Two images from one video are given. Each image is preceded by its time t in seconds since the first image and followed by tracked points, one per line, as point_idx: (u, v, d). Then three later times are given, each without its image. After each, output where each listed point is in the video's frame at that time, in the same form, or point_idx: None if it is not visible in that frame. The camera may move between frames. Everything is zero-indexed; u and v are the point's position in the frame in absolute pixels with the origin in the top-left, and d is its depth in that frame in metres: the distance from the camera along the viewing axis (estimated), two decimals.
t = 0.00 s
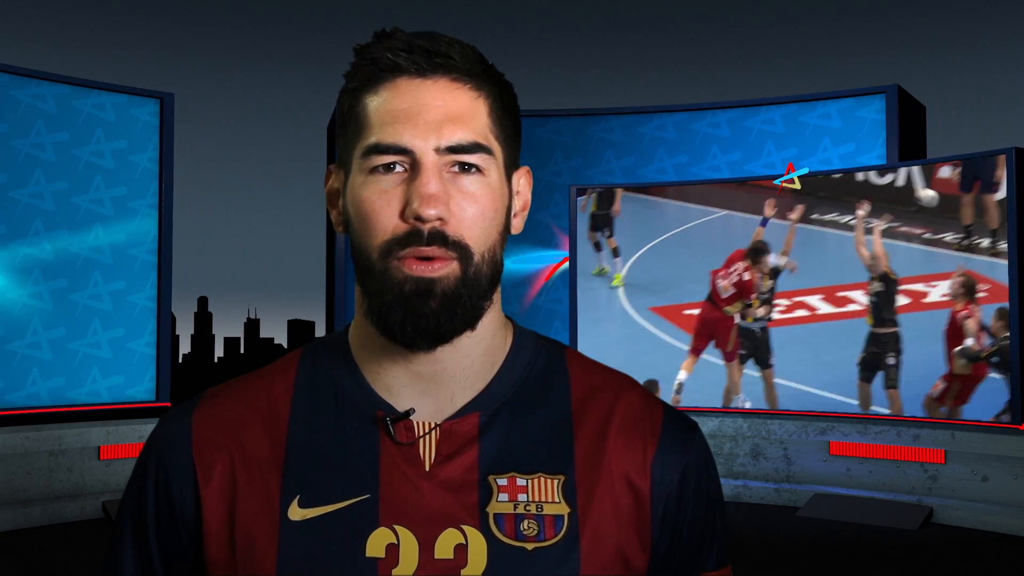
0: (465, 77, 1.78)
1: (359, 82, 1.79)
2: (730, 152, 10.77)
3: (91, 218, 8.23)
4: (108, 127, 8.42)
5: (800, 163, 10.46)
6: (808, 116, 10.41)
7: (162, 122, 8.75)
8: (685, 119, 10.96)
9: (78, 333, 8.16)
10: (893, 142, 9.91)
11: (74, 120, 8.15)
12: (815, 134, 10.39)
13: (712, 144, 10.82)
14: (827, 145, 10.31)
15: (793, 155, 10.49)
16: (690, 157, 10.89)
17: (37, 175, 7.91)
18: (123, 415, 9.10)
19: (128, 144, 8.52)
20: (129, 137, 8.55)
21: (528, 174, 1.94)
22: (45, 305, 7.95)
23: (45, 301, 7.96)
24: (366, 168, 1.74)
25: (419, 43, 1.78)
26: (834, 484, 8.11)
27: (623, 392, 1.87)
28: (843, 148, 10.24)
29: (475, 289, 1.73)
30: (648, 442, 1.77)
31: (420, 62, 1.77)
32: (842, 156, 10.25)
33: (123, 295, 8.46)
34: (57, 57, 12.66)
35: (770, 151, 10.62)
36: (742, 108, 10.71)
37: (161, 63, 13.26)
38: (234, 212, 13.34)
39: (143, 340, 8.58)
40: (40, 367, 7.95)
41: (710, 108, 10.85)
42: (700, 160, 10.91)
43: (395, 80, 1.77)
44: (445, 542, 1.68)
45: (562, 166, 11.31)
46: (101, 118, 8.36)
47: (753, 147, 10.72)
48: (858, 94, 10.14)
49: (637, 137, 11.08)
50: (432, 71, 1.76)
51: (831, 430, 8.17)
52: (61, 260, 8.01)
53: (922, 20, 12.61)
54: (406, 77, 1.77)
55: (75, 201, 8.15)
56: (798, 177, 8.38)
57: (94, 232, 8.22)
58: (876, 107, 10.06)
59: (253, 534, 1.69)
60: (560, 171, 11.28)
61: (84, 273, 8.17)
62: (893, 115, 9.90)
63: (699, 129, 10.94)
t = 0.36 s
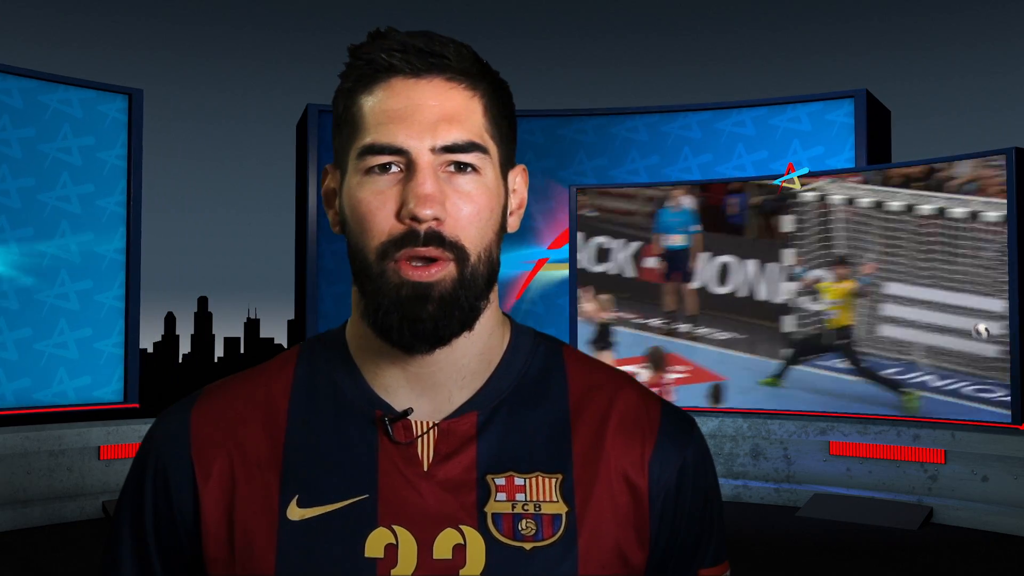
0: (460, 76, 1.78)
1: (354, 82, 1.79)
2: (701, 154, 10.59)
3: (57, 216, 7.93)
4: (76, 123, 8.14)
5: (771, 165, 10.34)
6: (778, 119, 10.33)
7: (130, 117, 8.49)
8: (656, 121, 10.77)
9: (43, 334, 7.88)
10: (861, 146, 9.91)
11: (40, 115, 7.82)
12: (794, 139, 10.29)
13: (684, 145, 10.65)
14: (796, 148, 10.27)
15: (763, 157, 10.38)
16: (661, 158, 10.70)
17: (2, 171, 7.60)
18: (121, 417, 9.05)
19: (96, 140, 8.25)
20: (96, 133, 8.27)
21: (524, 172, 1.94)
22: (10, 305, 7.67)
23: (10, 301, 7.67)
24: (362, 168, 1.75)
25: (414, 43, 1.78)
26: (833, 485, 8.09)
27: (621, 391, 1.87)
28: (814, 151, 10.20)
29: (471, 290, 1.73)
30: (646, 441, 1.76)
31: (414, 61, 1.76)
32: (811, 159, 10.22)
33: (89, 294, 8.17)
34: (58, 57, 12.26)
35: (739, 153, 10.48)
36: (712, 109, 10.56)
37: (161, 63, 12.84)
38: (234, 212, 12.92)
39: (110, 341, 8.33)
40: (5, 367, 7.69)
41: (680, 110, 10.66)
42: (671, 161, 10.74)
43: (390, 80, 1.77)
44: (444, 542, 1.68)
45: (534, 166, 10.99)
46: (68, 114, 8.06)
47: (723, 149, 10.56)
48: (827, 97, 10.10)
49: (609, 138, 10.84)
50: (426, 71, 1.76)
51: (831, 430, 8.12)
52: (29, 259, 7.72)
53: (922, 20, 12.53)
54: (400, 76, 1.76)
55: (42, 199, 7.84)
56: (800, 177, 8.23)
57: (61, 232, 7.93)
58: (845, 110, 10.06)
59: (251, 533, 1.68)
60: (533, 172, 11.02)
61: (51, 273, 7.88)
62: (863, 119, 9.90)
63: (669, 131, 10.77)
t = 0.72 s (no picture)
0: (459, 76, 1.78)
1: (352, 83, 1.78)
2: (672, 155, 10.81)
3: (23, 214, 7.81)
4: (44, 119, 8.03)
5: (741, 167, 10.58)
6: (748, 122, 10.57)
7: (98, 113, 8.40)
8: (629, 122, 10.93)
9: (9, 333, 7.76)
10: (831, 150, 10.21)
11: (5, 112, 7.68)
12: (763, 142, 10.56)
13: (657, 147, 10.83)
14: (767, 150, 10.55)
15: (733, 159, 10.63)
16: (633, 160, 10.84)
17: None
18: (114, 417, 9.03)
19: (64, 136, 8.15)
20: (64, 129, 8.17)
21: (524, 171, 1.93)
22: None
23: None
24: (361, 168, 1.75)
25: (412, 43, 1.78)
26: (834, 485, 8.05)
27: (621, 389, 1.87)
28: (783, 154, 10.49)
29: (471, 289, 1.74)
30: (646, 439, 1.76)
31: (412, 61, 1.76)
32: (782, 161, 10.51)
33: (55, 294, 8.06)
34: (58, 56, 12.23)
35: (711, 155, 10.72)
36: (685, 113, 10.79)
37: (160, 63, 12.83)
38: (234, 212, 12.89)
39: (78, 341, 8.22)
40: None
41: (652, 112, 10.85)
42: (643, 161, 10.91)
43: (389, 80, 1.76)
44: (444, 540, 1.68)
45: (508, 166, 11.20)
46: (34, 109, 7.94)
47: (695, 151, 10.80)
48: (798, 101, 10.39)
49: (581, 139, 10.99)
50: (425, 70, 1.76)
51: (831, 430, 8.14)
52: None
53: (922, 20, 12.54)
54: (399, 77, 1.76)
55: (7, 197, 7.71)
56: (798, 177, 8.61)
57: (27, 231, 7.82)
58: (815, 114, 10.33)
59: (252, 531, 1.69)
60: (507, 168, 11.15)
61: (17, 272, 7.75)
62: (832, 123, 10.19)
63: (642, 133, 10.93)
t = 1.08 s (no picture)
0: (466, 76, 1.78)
1: (359, 81, 1.78)
2: (644, 156, 11.08)
3: None
4: (8, 114, 7.98)
5: (712, 168, 10.91)
6: (719, 124, 10.88)
7: (65, 109, 8.36)
8: (602, 123, 11.16)
9: None
10: (799, 150, 10.59)
11: None
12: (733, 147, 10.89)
13: (630, 149, 11.12)
14: (737, 153, 10.86)
15: (704, 161, 10.95)
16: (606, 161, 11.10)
17: None
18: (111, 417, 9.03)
19: (30, 132, 8.10)
20: (30, 125, 8.12)
21: (528, 173, 1.93)
22: None
23: None
24: (367, 167, 1.74)
25: (420, 42, 1.78)
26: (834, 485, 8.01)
27: (623, 392, 1.87)
28: (753, 156, 10.82)
29: (476, 290, 1.74)
30: (648, 442, 1.77)
31: (420, 61, 1.76)
32: (752, 163, 10.82)
33: (20, 293, 8.03)
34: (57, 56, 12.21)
35: (683, 157, 11.04)
36: (658, 114, 11.06)
37: (161, 63, 12.75)
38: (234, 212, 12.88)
39: (45, 342, 8.18)
40: None
41: (626, 113, 11.12)
42: (614, 163, 11.17)
43: (397, 79, 1.76)
44: (444, 542, 1.68)
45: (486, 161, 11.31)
46: None
47: (666, 152, 11.09)
48: (766, 104, 10.75)
49: (554, 141, 11.16)
50: (432, 70, 1.76)
51: (831, 430, 8.12)
52: None
53: (922, 20, 12.56)
54: (406, 76, 1.76)
55: None
56: (799, 178, 8.85)
57: None
58: (783, 117, 10.70)
59: (252, 532, 1.68)
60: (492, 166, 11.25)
61: None
62: (801, 125, 10.55)
63: (614, 133, 11.15)
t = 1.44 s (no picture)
0: (471, 75, 1.78)
1: (363, 79, 1.78)
2: (617, 158, 10.93)
3: None
4: None
5: (684, 170, 10.81)
6: (691, 126, 10.81)
7: (31, 104, 8.25)
8: (573, 124, 10.95)
9: None
10: (770, 153, 10.62)
11: None
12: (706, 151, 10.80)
13: (602, 150, 10.95)
14: (708, 155, 10.79)
15: (676, 163, 10.83)
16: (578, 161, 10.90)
17: None
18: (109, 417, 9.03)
19: None
20: None
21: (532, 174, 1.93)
22: None
23: None
24: (371, 165, 1.74)
25: (425, 41, 1.78)
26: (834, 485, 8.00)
27: (623, 392, 1.87)
28: (723, 158, 10.77)
29: (480, 288, 1.74)
30: (648, 442, 1.77)
31: (425, 60, 1.77)
32: (722, 165, 10.77)
33: None
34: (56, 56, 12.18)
35: (654, 159, 10.91)
36: (630, 116, 10.95)
37: (161, 63, 12.68)
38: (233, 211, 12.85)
39: (11, 342, 8.15)
40: None
41: (598, 115, 10.94)
42: (587, 164, 10.98)
43: (401, 78, 1.76)
44: (444, 541, 1.68)
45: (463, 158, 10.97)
46: None
47: (638, 153, 10.95)
48: (737, 107, 10.74)
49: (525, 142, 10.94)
50: (437, 69, 1.76)
51: (831, 430, 8.10)
52: None
53: (922, 20, 12.56)
54: (411, 75, 1.76)
55: None
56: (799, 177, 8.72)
57: None
58: (754, 120, 10.72)
59: (252, 532, 1.69)
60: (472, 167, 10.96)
61: None
62: (771, 128, 10.61)
63: (586, 134, 10.97)
